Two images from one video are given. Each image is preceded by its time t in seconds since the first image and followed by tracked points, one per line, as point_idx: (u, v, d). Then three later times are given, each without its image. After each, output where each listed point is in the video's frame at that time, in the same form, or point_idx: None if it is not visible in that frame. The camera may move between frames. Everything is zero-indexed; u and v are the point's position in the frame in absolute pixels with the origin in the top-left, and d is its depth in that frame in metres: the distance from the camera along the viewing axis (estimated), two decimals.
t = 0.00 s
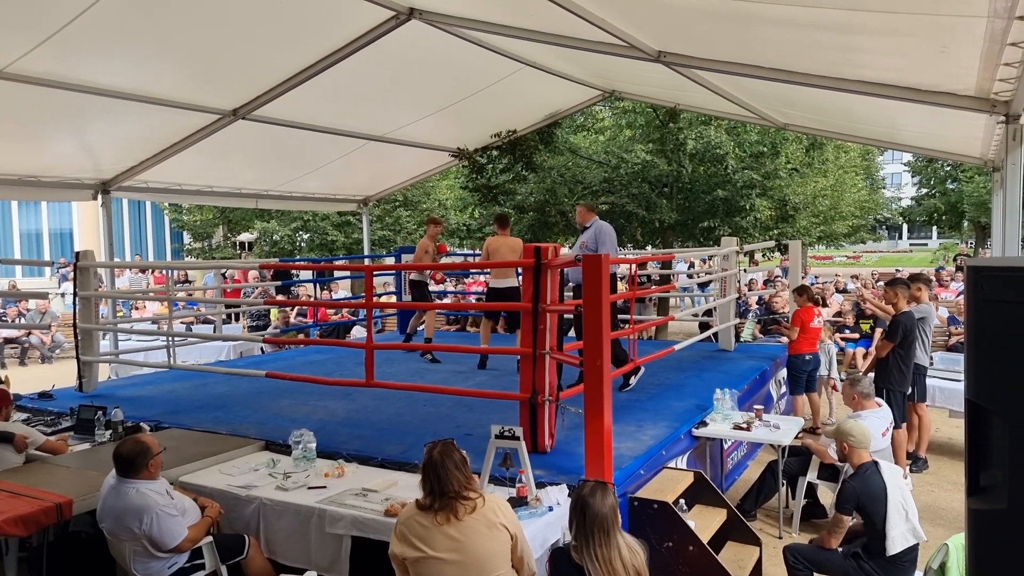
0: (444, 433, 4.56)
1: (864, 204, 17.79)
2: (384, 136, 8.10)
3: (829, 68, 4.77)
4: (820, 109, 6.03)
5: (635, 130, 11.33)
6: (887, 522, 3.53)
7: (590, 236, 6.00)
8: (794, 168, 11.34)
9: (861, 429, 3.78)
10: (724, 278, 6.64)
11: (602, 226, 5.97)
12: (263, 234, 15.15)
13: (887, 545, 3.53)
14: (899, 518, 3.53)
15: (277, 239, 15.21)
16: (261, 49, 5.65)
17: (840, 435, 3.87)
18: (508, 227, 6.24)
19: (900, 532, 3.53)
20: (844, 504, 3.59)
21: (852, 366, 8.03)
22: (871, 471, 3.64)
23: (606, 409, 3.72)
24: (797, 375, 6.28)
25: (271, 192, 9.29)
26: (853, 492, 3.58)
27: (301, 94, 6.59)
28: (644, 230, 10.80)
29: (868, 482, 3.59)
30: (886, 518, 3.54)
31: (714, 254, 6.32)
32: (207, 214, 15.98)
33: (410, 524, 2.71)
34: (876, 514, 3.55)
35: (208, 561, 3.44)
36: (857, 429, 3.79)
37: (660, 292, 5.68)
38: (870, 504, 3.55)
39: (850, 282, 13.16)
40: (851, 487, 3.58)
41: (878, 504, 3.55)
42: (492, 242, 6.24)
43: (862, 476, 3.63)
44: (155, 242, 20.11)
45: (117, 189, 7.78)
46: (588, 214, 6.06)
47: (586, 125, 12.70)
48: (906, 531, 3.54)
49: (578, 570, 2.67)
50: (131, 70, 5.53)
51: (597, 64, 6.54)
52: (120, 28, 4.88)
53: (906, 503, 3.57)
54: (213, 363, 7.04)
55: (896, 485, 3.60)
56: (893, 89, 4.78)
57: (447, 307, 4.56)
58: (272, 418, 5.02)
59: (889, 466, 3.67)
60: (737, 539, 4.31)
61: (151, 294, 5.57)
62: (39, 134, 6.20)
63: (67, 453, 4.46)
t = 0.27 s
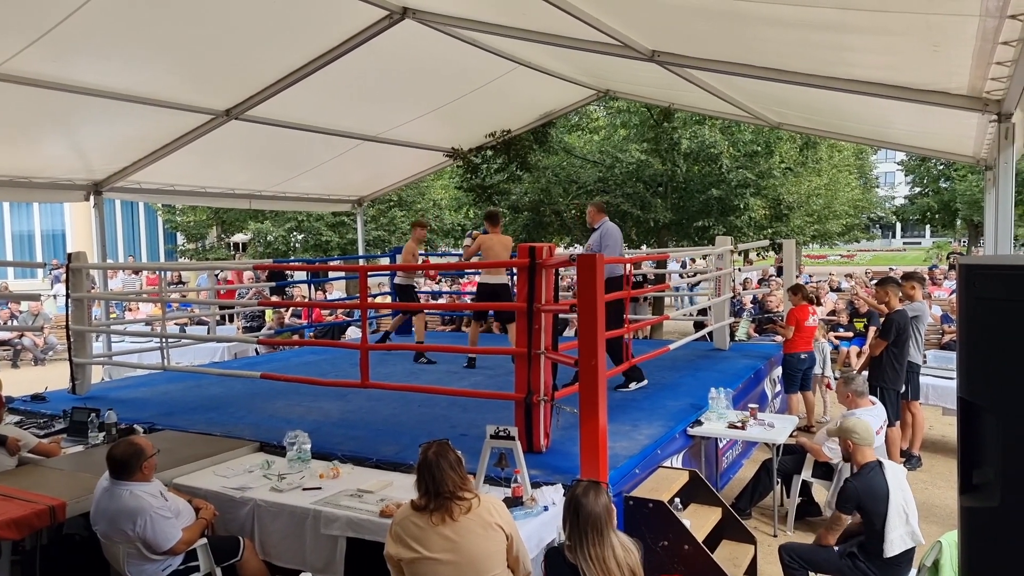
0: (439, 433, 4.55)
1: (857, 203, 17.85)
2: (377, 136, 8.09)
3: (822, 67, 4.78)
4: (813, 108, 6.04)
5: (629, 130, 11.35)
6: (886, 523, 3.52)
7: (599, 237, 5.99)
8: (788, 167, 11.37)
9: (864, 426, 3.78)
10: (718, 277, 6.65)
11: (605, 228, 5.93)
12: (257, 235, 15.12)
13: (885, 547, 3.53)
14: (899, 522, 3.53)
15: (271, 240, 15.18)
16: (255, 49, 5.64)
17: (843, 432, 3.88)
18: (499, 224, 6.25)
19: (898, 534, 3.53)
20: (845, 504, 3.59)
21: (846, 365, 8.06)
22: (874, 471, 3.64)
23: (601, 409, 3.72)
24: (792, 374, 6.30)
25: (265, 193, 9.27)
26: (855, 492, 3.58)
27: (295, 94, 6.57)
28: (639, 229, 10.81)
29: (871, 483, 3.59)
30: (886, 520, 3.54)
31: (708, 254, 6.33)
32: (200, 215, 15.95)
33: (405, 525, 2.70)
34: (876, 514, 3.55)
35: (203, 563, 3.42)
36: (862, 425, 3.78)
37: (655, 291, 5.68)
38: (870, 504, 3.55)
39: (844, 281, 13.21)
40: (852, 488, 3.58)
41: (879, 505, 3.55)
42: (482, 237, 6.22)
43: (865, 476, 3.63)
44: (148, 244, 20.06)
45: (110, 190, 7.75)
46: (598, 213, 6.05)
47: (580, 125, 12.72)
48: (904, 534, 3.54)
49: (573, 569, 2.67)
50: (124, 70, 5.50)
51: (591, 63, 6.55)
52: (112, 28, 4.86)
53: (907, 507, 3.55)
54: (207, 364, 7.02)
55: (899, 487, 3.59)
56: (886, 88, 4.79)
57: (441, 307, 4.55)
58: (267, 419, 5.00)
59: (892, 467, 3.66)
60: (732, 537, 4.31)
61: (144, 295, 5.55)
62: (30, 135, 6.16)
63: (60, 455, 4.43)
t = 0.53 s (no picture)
0: (433, 432, 4.55)
1: (850, 203, 17.91)
2: (372, 134, 8.07)
3: (816, 66, 4.78)
4: (807, 108, 6.05)
5: (624, 129, 11.36)
6: (882, 524, 3.53)
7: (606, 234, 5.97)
8: (782, 166, 11.40)
9: (862, 426, 3.77)
10: (712, 276, 6.66)
11: (609, 227, 5.90)
12: (250, 233, 15.09)
13: (880, 547, 3.54)
14: (895, 523, 3.54)
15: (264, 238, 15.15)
16: (249, 46, 5.62)
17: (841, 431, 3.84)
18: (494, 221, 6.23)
19: (894, 535, 3.54)
20: (843, 502, 3.59)
21: (838, 364, 8.09)
22: (872, 471, 3.63)
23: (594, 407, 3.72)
24: (788, 373, 6.31)
25: (258, 191, 9.25)
26: (852, 492, 3.58)
27: (289, 91, 6.55)
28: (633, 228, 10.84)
29: (868, 482, 3.57)
30: (882, 521, 3.55)
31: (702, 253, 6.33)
32: (193, 213, 15.90)
33: (398, 524, 2.70)
34: (872, 515, 3.55)
35: (196, 562, 3.41)
36: (859, 426, 3.77)
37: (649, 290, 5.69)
38: (868, 505, 3.55)
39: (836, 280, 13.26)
40: (850, 487, 3.57)
41: (876, 505, 3.55)
42: (478, 235, 6.22)
43: (863, 476, 3.61)
44: (141, 242, 19.99)
45: (102, 187, 7.71)
46: (605, 207, 5.97)
47: (575, 124, 12.72)
48: (900, 534, 3.55)
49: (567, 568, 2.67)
50: (116, 67, 5.47)
51: (585, 62, 6.55)
52: (104, 24, 4.83)
53: (904, 508, 3.55)
54: (199, 363, 7.00)
55: (896, 488, 3.58)
56: (879, 88, 4.80)
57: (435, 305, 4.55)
58: (260, 417, 4.99)
59: (890, 466, 3.65)
60: (726, 536, 4.32)
61: (137, 293, 5.52)
62: (22, 132, 6.13)
63: (52, 454, 4.41)
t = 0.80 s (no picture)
0: (428, 431, 4.55)
1: (845, 202, 17.98)
2: (366, 133, 8.06)
3: (810, 66, 4.79)
4: (801, 107, 6.07)
5: (619, 128, 11.37)
6: (873, 519, 3.55)
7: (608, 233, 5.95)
8: (776, 166, 11.43)
9: (851, 425, 3.78)
10: (707, 275, 6.67)
11: (606, 226, 5.89)
12: (245, 233, 15.06)
13: (871, 543, 3.56)
14: (885, 517, 3.55)
15: (259, 237, 15.12)
16: (244, 45, 5.60)
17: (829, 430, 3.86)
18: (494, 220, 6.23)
19: (884, 530, 3.55)
20: (833, 501, 3.60)
21: (832, 362, 8.11)
22: (859, 468, 3.66)
23: (589, 406, 3.72)
24: (787, 371, 6.33)
25: (253, 190, 9.22)
26: (841, 489, 3.61)
27: (283, 91, 6.54)
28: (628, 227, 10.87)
29: (857, 479, 3.62)
30: (872, 516, 3.56)
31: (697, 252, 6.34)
32: (187, 212, 15.86)
33: (393, 524, 2.69)
34: (861, 510, 3.58)
35: (190, 562, 3.40)
36: (848, 425, 3.79)
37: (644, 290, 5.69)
38: (857, 501, 3.58)
39: (831, 279, 13.31)
40: (840, 484, 3.60)
41: (865, 501, 3.58)
42: (480, 236, 6.21)
43: (851, 472, 3.66)
44: (135, 242, 19.94)
45: (96, 187, 7.69)
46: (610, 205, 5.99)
47: (570, 123, 12.72)
48: (890, 528, 3.56)
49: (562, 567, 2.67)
50: (110, 66, 5.45)
51: (580, 62, 6.55)
52: (98, 23, 4.81)
53: (893, 502, 3.57)
54: (194, 362, 6.98)
55: (883, 483, 3.62)
56: (873, 88, 4.81)
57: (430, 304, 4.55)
58: (254, 417, 4.98)
59: (877, 464, 3.69)
60: (720, 535, 4.33)
61: (130, 293, 5.51)
62: (15, 131, 6.10)
63: (45, 454, 4.39)
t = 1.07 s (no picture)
0: (425, 431, 4.54)
1: (842, 200, 18.00)
2: (363, 133, 8.05)
3: (806, 64, 4.80)
4: (798, 105, 6.07)
5: (615, 127, 11.37)
6: (861, 513, 3.58)
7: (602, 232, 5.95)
8: (773, 164, 11.43)
9: (837, 424, 3.77)
10: (704, 274, 6.67)
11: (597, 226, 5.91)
12: (241, 233, 15.05)
13: (862, 537, 3.57)
14: (873, 510, 3.58)
15: (256, 238, 15.10)
16: (240, 45, 5.60)
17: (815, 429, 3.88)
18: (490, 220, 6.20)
19: (874, 523, 3.57)
20: (820, 497, 3.64)
21: (829, 360, 8.12)
22: (844, 465, 3.70)
23: (586, 405, 3.71)
24: (785, 369, 6.34)
25: (250, 190, 9.21)
26: (828, 485, 3.64)
27: (280, 90, 6.53)
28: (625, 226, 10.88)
29: (843, 475, 3.65)
30: (860, 509, 3.59)
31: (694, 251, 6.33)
32: (184, 213, 15.84)
33: (391, 524, 2.69)
34: (849, 504, 3.60)
35: (187, 563, 3.40)
36: (834, 423, 3.79)
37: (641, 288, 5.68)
38: (845, 496, 3.61)
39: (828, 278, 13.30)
40: (826, 479, 3.63)
41: (852, 495, 3.61)
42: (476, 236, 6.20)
43: (836, 469, 3.69)
44: (131, 243, 19.91)
45: (92, 187, 7.68)
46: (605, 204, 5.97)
47: (567, 122, 12.72)
48: (880, 521, 3.58)
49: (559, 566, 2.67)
50: (106, 67, 5.45)
51: (577, 60, 6.55)
52: (94, 23, 4.80)
53: (880, 495, 3.61)
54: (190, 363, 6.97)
55: (869, 477, 3.66)
56: (868, 86, 4.82)
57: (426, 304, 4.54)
58: (251, 418, 4.97)
59: (863, 459, 3.73)
60: (718, 533, 4.33)
61: (127, 294, 5.49)
62: (11, 132, 6.09)
63: (42, 456, 4.38)
